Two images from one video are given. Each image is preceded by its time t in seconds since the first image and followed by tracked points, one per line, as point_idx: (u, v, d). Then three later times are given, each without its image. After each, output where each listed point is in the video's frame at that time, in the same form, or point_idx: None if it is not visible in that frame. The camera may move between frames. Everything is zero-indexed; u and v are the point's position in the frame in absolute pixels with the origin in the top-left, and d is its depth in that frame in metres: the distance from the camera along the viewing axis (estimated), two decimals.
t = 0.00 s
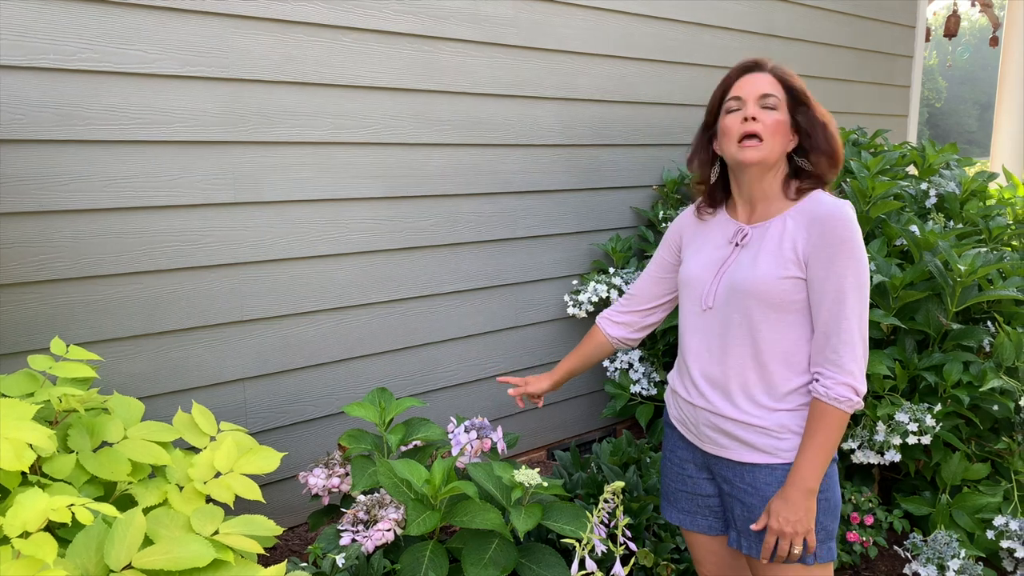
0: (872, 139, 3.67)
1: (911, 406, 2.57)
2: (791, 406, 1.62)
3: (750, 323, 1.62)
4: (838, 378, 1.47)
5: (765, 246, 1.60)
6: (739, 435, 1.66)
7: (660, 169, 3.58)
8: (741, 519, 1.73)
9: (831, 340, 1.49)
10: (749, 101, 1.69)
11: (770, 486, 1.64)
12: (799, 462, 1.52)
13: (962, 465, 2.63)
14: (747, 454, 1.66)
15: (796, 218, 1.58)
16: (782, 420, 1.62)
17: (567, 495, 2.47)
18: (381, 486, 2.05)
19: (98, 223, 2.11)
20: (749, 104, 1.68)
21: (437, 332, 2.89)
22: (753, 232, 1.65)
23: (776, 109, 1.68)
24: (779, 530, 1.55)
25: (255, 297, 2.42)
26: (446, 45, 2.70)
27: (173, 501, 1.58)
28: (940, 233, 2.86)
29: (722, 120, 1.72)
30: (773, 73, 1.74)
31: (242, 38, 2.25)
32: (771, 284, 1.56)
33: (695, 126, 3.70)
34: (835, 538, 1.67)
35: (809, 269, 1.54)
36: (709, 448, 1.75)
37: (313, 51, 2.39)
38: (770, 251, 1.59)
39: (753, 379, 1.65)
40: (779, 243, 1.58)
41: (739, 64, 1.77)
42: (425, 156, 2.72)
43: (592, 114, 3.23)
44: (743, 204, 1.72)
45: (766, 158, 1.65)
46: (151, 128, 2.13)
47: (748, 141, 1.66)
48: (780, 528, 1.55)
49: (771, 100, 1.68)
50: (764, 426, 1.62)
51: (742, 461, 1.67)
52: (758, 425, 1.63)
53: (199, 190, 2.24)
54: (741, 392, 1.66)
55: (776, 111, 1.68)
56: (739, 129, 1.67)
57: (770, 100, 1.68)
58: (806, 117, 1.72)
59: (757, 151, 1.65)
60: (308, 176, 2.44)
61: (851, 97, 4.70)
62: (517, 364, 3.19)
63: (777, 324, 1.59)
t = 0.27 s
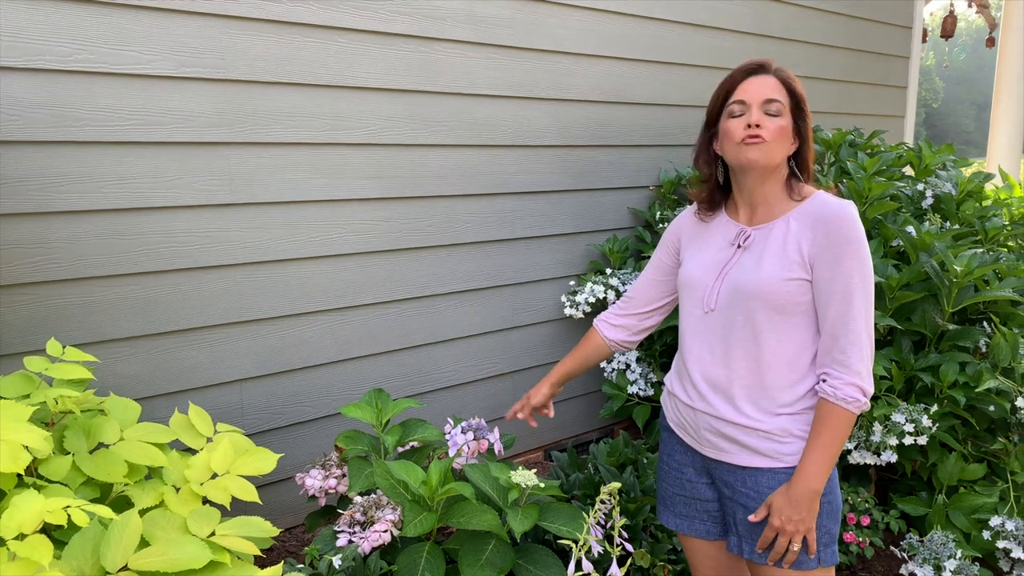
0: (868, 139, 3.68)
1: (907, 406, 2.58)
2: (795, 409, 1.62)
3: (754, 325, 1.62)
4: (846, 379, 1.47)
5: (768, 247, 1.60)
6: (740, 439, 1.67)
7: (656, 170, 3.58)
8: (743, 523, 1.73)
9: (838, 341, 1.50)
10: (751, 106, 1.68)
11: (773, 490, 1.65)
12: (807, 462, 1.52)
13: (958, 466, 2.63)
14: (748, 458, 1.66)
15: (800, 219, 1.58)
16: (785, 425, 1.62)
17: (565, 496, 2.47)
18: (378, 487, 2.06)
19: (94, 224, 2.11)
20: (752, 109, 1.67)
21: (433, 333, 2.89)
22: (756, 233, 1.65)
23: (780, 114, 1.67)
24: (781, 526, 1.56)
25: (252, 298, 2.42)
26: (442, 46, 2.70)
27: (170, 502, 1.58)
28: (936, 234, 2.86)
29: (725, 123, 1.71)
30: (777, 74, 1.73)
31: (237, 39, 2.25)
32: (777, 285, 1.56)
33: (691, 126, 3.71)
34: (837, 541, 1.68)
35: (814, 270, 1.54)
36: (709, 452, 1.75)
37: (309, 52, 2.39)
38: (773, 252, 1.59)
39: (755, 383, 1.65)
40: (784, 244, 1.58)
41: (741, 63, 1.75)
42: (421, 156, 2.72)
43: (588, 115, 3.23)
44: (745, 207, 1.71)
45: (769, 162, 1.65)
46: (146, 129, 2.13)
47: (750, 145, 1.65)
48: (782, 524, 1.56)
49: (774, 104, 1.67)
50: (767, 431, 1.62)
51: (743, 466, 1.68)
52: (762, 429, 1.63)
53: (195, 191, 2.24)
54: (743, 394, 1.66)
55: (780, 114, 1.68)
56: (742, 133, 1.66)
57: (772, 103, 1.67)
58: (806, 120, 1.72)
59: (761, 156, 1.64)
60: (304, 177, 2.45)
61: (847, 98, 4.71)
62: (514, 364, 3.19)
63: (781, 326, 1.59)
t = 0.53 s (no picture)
0: (865, 139, 3.68)
1: (904, 406, 2.59)
2: (796, 411, 1.61)
3: (755, 326, 1.61)
4: (849, 379, 1.48)
5: (770, 248, 1.60)
6: (741, 441, 1.66)
7: (654, 170, 3.58)
8: (742, 526, 1.73)
9: (841, 342, 1.50)
10: (750, 109, 1.67)
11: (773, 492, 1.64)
12: (809, 463, 1.51)
13: (955, 466, 2.63)
14: (749, 460, 1.66)
15: (801, 220, 1.58)
16: (786, 427, 1.61)
17: (562, 497, 2.47)
18: (375, 488, 2.05)
19: (90, 224, 2.10)
20: (751, 112, 1.66)
21: (431, 333, 2.89)
22: (757, 234, 1.65)
23: (779, 116, 1.67)
24: (781, 524, 1.57)
25: (249, 299, 2.41)
26: (439, 46, 2.70)
27: (166, 503, 1.58)
28: (933, 234, 2.86)
29: (725, 127, 1.70)
30: (777, 73, 1.71)
31: (234, 39, 2.24)
32: (778, 286, 1.56)
33: (689, 127, 3.71)
34: (838, 543, 1.68)
35: (816, 270, 1.54)
36: (709, 455, 1.75)
37: (306, 52, 2.38)
38: (774, 253, 1.59)
39: (756, 385, 1.65)
40: (785, 245, 1.58)
41: (740, 63, 1.73)
42: (419, 156, 2.71)
43: (585, 115, 3.23)
44: (745, 210, 1.72)
45: (768, 166, 1.65)
46: (143, 129, 2.13)
47: (749, 150, 1.64)
48: (783, 523, 1.57)
49: (774, 106, 1.66)
50: (768, 433, 1.62)
51: (744, 468, 1.67)
52: (763, 431, 1.62)
53: (192, 192, 2.24)
54: (744, 396, 1.66)
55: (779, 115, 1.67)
56: (741, 137, 1.66)
57: (772, 106, 1.66)
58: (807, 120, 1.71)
59: (760, 161, 1.64)
60: (301, 177, 2.44)
61: (844, 98, 4.72)
62: (512, 365, 3.19)
63: (783, 328, 1.59)
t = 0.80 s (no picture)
0: (863, 139, 3.68)
1: (902, 406, 2.59)
2: (794, 412, 1.62)
3: (754, 327, 1.61)
4: (849, 380, 1.48)
5: (769, 249, 1.60)
6: (739, 442, 1.66)
7: (652, 170, 3.58)
8: (740, 527, 1.73)
9: (840, 343, 1.50)
10: (749, 109, 1.66)
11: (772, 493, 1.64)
12: (799, 462, 1.52)
13: (953, 466, 2.63)
14: (747, 461, 1.66)
15: (800, 221, 1.58)
16: (784, 428, 1.61)
17: (560, 497, 2.47)
18: (373, 488, 2.04)
19: (88, 224, 2.10)
20: (750, 112, 1.66)
21: (429, 334, 2.89)
22: (756, 234, 1.65)
23: (778, 117, 1.67)
24: (771, 519, 1.59)
25: (246, 299, 2.41)
26: (438, 46, 2.69)
27: (163, 504, 1.57)
28: (931, 234, 2.86)
29: (723, 127, 1.70)
30: (776, 73, 1.70)
31: (232, 39, 2.24)
32: (778, 287, 1.56)
33: (687, 127, 3.71)
34: (836, 543, 1.68)
35: (816, 272, 1.54)
36: (707, 456, 1.75)
37: (304, 52, 2.38)
38: (774, 254, 1.59)
39: (755, 386, 1.65)
40: (784, 245, 1.58)
41: (737, 63, 1.72)
42: (417, 156, 2.71)
43: (584, 115, 3.23)
44: (742, 210, 1.72)
45: (767, 167, 1.65)
46: (140, 129, 2.12)
47: (748, 150, 1.64)
48: (772, 518, 1.58)
49: (772, 106, 1.66)
50: (766, 434, 1.62)
51: (742, 469, 1.67)
52: (762, 432, 1.62)
53: (190, 192, 2.23)
54: (742, 397, 1.66)
55: (778, 116, 1.67)
56: (740, 138, 1.66)
57: (771, 106, 1.66)
58: (806, 119, 1.71)
59: (759, 161, 1.64)
60: (299, 177, 2.44)
61: (842, 98, 4.72)
62: (510, 364, 3.18)
63: (782, 329, 1.59)
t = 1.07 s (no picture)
0: (862, 139, 3.68)
1: (901, 405, 2.58)
2: (790, 412, 1.61)
3: (751, 327, 1.61)
4: (844, 382, 1.48)
5: (767, 249, 1.60)
6: (735, 443, 1.66)
7: (650, 169, 3.58)
8: (736, 526, 1.72)
9: (837, 344, 1.50)
10: (748, 109, 1.66)
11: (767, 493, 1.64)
12: (794, 461, 1.52)
13: (952, 465, 2.63)
14: (743, 462, 1.65)
15: (798, 221, 1.58)
16: (780, 429, 1.61)
17: (558, 496, 2.46)
18: (371, 488, 2.03)
19: (85, 224, 2.09)
20: (749, 113, 1.66)
21: (427, 333, 2.88)
22: (754, 234, 1.64)
23: (776, 117, 1.66)
24: (766, 520, 1.58)
25: (243, 298, 2.40)
26: (435, 45, 2.69)
27: (160, 504, 1.57)
28: (930, 233, 2.86)
29: (721, 128, 1.70)
30: (775, 72, 1.69)
31: (230, 38, 2.23)
32: (776, 288, 1.56)
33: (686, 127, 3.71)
34: (831, 543, 1.68)
35: (813, 273, 1.54)
36: (703, 456, 1.74)
37: (302, 51, 2.37)
38: (772, 254, 1.59)
39: (751, 386, 1.64)
40: (782, 246, 1.58)
41: (736, 62, 1.71)
42: (415, 156, 2.71)
43: (582, 114, 3.22)
44: (741, 211, 1.72)
45: (765, 168, 1.64)
46: (137, 128, 2.12)
47: (746, 152, 1.64)
48: (767, 519, 1.58)
49: (771, 107, 1.66)
50: (762, 434, 1.62)
51: (737, 469, 1.67)
52: (758, 432, 1.62)
53: (187, 191, 2.23)
54: (739, 397, 1.66)
55: (776, 116, 1.66)
56: (738, 139, 1.65)
57: (769, 106, 1.66)
58: (804, 119, 1.70)
59: (757, 162, 1.64)
60: (297, 176, 2.44)
61: (842, 97, 4.72)
62: (508, 364, 3.18)
63: (778, 330, 1.59)
